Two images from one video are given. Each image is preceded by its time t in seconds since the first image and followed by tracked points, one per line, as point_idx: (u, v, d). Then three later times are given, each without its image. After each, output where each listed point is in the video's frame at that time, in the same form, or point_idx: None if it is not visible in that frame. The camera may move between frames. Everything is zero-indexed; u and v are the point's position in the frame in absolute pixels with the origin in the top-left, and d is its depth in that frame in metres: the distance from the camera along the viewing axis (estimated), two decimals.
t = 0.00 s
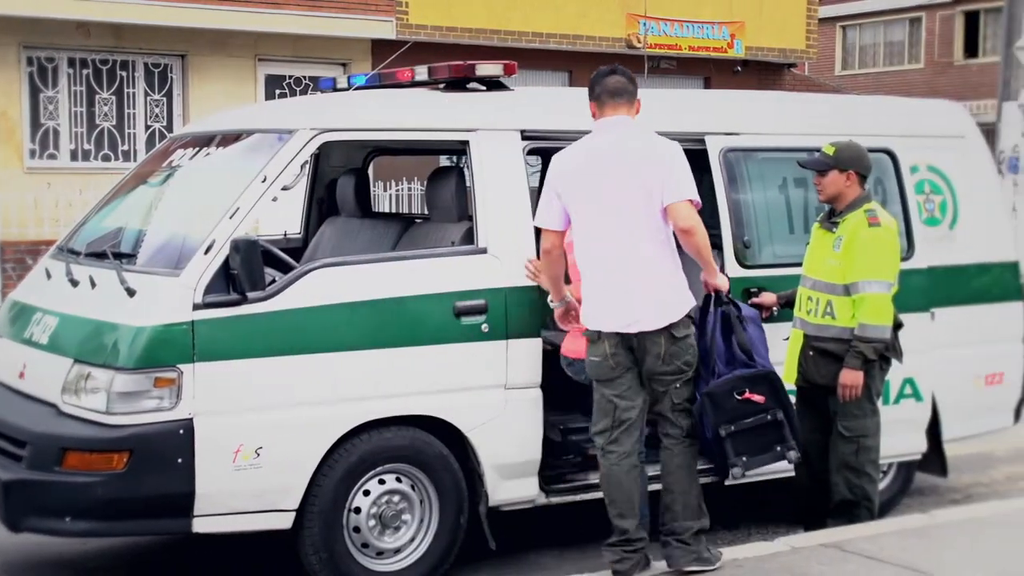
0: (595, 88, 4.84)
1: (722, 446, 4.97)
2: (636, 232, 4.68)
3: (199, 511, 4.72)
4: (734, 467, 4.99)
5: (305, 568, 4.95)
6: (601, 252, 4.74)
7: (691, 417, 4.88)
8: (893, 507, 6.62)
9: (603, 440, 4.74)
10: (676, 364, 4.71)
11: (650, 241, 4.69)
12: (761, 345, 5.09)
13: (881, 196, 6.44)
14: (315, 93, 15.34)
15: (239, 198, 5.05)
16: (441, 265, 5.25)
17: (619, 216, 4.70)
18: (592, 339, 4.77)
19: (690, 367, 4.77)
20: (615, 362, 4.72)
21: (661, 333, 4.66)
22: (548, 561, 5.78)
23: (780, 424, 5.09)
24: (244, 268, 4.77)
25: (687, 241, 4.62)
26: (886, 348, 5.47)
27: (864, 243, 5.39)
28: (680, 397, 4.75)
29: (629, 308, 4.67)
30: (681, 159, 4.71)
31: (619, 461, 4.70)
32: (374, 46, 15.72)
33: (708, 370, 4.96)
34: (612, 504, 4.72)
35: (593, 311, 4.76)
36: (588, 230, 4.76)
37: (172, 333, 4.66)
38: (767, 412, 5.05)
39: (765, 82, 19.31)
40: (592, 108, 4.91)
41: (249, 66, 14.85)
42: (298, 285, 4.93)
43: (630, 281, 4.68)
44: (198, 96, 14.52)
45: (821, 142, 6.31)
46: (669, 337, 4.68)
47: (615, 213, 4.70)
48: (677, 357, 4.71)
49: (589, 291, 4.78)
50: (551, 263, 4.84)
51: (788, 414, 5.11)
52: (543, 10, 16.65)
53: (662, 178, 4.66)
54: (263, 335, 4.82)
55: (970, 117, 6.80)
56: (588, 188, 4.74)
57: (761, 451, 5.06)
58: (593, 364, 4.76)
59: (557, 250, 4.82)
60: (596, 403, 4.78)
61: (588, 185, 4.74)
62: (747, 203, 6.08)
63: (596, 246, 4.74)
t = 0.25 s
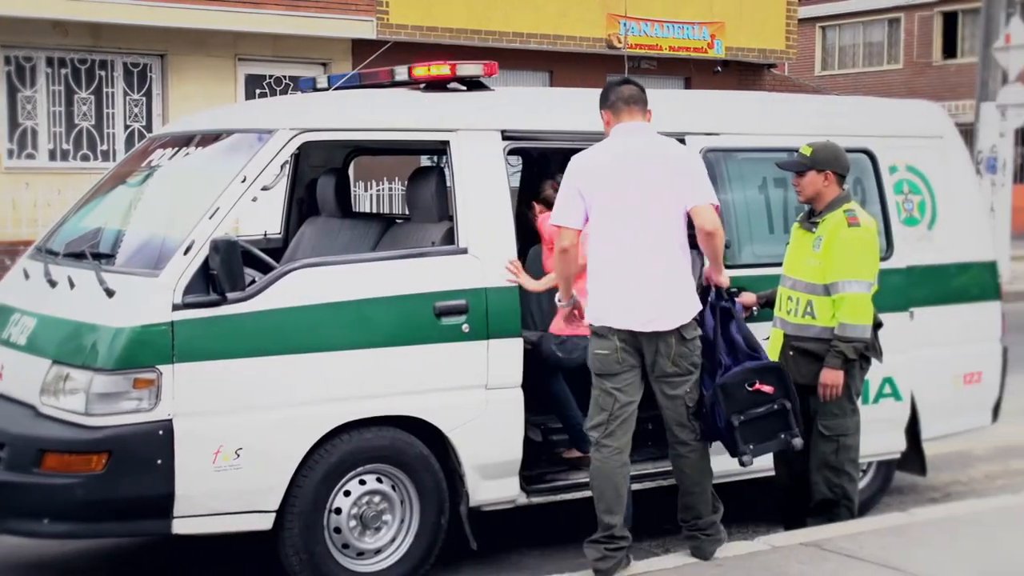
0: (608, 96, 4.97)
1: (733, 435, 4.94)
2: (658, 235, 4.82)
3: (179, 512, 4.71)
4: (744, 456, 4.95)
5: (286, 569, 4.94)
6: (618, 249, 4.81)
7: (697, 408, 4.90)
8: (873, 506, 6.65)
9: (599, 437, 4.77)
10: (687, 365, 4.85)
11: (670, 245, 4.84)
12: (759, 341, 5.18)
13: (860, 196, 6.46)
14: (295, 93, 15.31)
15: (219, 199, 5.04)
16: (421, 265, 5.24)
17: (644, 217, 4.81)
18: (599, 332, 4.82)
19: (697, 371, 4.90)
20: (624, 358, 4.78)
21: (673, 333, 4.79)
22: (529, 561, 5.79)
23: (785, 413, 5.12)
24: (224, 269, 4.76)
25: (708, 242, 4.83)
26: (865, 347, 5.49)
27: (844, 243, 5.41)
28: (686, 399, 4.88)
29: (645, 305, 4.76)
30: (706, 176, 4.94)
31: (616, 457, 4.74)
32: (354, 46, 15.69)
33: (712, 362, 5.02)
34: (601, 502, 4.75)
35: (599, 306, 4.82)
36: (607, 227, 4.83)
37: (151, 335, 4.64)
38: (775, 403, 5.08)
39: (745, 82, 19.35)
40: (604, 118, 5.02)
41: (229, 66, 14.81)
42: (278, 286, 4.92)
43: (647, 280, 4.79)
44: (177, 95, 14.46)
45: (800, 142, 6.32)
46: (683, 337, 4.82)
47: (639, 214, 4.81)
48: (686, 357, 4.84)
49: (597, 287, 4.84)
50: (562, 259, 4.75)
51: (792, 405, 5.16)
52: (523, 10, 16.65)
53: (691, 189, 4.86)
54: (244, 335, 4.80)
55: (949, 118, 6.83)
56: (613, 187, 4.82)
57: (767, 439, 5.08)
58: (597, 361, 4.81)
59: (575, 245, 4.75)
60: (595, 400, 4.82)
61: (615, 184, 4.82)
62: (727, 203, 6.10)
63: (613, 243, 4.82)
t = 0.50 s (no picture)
0: (632, 96, 5.20)
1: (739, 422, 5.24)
2: (682, 230, 5.04)
3: (163, 515, 4.69)
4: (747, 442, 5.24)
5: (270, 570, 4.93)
6: (640, 244, 5.01)
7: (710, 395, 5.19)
8: (856, 505, 6.67)
9: (608, 422, 4.98)
10: (694, 360, 5.06)
11: (693, 240, 5.07)
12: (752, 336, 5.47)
13: (844, 196, 6.49)
14: (278, 92, 15.28)
15: (202, 200, 5.02)
16: (405, 266, 5.24)
17: (669, 211, 5.03)
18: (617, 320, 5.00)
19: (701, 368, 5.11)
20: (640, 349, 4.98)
21: (691, 325, 5.03)
22: (514, 561, 5.79)
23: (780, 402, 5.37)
24: (207, 270, 4.75)
25: (732, 238, 5.19)
26: (849, 347, 5.51)
27: (827, 243, 5.42)
28: (691, 394, 5.07)
29: (665, 296, 4.97)
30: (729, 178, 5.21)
31: (623, 442, 4.96)
32: (338, 46, 15.67)
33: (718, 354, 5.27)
34: (606, 481, 4.92)
35: (621, 295, 5.00)
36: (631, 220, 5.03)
37: (134, 337, 4.63)
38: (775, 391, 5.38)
39: (729, 83, 19.40)
40: (626, 116, 5.24)
41: (212, 66, 14.76)
42: (261, 287, 4.90)
43: (668, 272, 5.00)
44: (160, 95, 14.41)
45: (784, 143, 6.33)
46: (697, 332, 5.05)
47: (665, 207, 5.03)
48: (695, 353, 5.05)
49: (617, 275, 5.03)
50: (591, 245, 4.96)
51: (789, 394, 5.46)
52: (507, 10, 16.65)
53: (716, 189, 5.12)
54: (227, 336, 4.79)
55: (932, 118, 6.85)
56: (641, 181, 5.03)
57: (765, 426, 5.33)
58: (610, 351, 5.01)
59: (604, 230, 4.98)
60: (605, 389, 5.01)
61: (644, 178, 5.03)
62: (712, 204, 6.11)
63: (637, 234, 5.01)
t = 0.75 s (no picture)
0: (640, 96, 5.27)
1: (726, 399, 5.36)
2: (685, 230, 5.14)
3: (153, 515, 4.68)
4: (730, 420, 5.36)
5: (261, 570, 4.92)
6: (646, 243, 5.11)
7: (702, 372, 5.35)
8: (847, 504, 6.69)
9: (614, 411, 5.13)
10: (692, 356, 5.15)
11: (696, 240, 5.17)
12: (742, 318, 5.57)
13: (833, 196, 6.50)
14: (268, 92, 15.25)
15: (192, 200, 5.01)
16: (396, 266, 5.23)
17: (677, 210, 5.13)
18: (620, 316, 5.10)
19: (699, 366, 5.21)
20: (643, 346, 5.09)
21: (692, 323, 5.13)
22: (504, 561, 5.79)
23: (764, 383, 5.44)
24: (197, 270, 4.74)
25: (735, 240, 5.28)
26: (839, 347, 5.52)
27: (817, 243, 5.41)
28: (687, 390, 5.15)
29: (667, 294, 5.07)
30: (735, 179, 5.30)
31: (630, 429, 5.13)
32: (328, 46, 15.66)
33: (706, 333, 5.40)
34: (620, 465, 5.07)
35: (625, 292, 5.09)
36: (639, 216, 5.11)
37: (124, 337, 4.62)
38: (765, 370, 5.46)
39: (719, 83, 19.41)
40: (633, 116, 5.31)
41: (202, 66, 14.74)
42: (251, 287, 4.90)
43: (671, 271, 5.09)
44: (150, 95, 14.38)
45: (774, 143, 6.34)
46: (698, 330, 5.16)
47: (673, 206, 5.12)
48: (694, 350, 5.16)
49: (622, 273, 5.12)
50: (600, 240, 5.06)
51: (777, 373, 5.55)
52: (497, 9, 16.64)
53: (721, 189, 5.21)
54: (217, 336, 4.78)
55: (921, 118, 6.86)
56: (650, 179, 5.11)
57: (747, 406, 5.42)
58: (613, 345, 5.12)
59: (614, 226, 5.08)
60: (609, 381, 5.14)
61: (653, 177, 5.12)
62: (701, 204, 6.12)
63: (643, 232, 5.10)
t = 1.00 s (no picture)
0: (624, 106, 5.28)
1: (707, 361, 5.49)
2: (684, 231, 5.16)
3: (147, 515, 4.68)
4: (711, 381, 5.47)
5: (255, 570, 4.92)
6: (644, 243, 5.11)
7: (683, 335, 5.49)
8: (841, 504, 6.69)
9: (581, 395, 5.21)
10: (681, 355, 5.17)
11: (693, 241, 5.19)
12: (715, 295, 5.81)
13: (827, 196, 6.51)
14: (262, 92, 15.24)
15: (186, 200, 5.01)
16: (390, 266, 5.23)
17: (672, 209, 5.14)
18: (614, 315, 5.11)
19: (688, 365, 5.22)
20: (629, 342, 5.12)
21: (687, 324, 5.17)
22: (498, 561, 5.79)
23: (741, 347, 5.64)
24: (191, 270, 4.74)
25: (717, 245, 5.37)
26: (833, 347, 5.52)
27: (811, 243, 5.44)
28: (677, 387, 5.16)
29: (666, 294, 5.09)
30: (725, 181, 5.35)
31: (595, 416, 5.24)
32: (322, 46, 15.65)
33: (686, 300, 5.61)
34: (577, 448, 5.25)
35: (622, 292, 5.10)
36: (634, 216, 5.11)
37: (117, 337, 4.61)
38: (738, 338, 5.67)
39: (713, 83, 19.42)
40: (617, 127, 5.33)
41: (195, 65, 14.72)
42: (244, 287, 4.89)
43: (669, 271, 5.12)
44: (143, 94, 14.35)
45: (767, 143, 6.35)
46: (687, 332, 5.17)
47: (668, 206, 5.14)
48: (685, 351, 5.18)
49: (618, 273, 5.12)
50: (583, 244, 5.10)
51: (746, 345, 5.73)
52: (491, 9, 16.64)
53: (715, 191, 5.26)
54: (210, 337, 4.78)
55: (914, 119, 6.87)
56: (645, 179, 5.12)
57: (726, 369, 5.57)
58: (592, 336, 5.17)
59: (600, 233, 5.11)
60: (584, 370, 5.20)
61: (649, 176, 5.12)
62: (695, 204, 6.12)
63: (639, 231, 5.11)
